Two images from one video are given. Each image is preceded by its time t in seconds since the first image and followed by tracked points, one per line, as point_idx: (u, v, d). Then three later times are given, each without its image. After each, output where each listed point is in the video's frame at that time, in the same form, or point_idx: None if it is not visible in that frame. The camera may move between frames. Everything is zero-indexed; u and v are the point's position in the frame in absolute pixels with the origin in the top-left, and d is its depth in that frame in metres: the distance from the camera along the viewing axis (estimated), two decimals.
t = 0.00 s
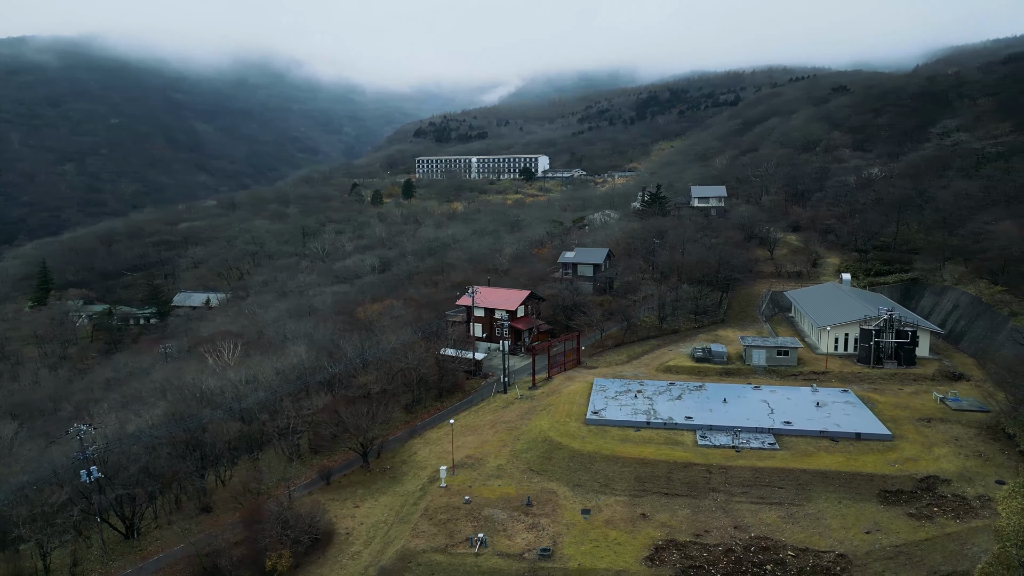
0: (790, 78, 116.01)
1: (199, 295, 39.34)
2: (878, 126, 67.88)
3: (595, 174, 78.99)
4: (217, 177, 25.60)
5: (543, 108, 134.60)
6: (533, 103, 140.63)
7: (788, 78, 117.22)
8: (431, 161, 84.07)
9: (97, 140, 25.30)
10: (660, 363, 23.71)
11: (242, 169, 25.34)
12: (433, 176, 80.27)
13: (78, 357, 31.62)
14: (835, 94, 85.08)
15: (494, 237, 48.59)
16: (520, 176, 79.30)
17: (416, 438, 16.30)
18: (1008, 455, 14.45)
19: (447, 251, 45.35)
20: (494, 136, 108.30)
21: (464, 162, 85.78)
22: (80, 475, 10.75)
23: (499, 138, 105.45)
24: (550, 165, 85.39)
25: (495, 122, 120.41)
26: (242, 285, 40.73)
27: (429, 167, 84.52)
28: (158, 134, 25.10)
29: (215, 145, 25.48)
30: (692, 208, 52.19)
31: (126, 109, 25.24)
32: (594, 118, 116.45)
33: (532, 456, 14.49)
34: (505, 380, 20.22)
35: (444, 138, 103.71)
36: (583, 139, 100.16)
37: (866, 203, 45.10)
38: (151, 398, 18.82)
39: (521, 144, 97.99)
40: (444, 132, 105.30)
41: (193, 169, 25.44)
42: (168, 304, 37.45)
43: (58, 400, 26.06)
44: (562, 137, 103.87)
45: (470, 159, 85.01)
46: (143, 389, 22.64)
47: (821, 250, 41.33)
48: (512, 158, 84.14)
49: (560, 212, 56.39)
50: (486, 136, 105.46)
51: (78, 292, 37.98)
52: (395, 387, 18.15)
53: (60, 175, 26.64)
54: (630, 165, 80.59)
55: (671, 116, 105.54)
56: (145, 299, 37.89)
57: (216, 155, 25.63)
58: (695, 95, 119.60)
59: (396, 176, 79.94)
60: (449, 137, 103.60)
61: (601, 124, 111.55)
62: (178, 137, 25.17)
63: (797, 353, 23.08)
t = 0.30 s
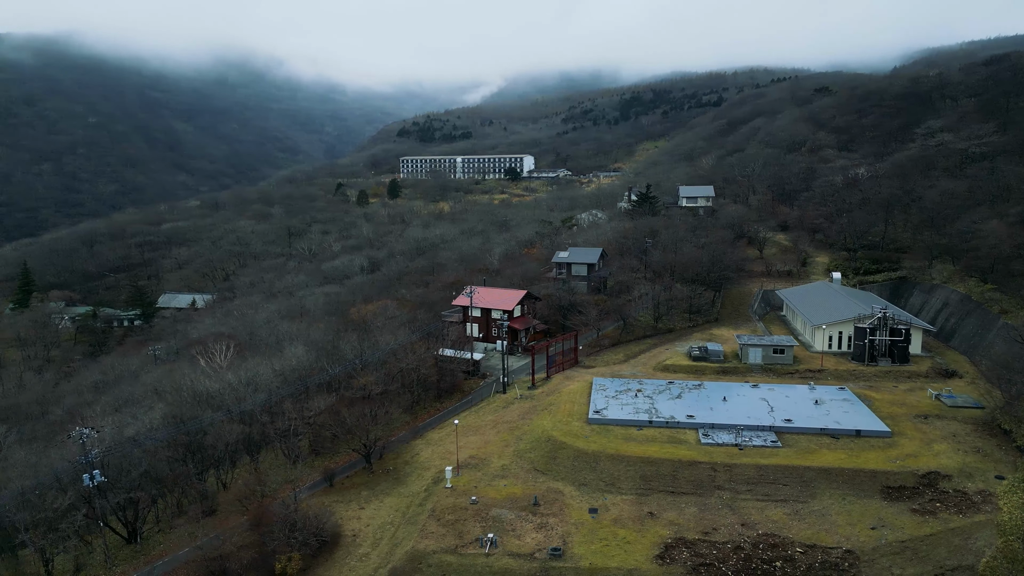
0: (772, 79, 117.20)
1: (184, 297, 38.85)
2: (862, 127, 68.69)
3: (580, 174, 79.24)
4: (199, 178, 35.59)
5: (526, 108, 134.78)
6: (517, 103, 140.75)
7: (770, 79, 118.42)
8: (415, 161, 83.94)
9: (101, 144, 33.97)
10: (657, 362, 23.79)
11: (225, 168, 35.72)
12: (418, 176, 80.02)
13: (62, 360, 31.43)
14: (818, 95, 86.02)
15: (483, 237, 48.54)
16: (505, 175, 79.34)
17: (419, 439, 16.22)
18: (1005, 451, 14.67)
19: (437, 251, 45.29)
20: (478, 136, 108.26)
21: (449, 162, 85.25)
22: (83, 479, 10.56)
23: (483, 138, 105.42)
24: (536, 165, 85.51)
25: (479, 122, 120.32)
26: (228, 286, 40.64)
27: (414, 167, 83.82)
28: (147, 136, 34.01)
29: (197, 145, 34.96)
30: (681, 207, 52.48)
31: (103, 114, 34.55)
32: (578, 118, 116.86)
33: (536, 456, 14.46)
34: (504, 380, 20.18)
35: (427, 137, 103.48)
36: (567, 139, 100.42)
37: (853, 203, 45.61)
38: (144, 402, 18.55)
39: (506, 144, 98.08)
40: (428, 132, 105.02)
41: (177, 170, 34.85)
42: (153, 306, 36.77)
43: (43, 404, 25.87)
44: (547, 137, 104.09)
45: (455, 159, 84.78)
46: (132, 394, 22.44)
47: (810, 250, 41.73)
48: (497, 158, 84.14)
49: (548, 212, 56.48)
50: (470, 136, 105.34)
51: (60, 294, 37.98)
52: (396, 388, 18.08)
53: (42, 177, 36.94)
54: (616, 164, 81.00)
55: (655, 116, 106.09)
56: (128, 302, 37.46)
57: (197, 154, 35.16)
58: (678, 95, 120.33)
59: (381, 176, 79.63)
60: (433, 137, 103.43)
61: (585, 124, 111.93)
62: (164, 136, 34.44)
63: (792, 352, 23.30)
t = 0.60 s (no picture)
0: (753, 80, 118.34)
1: (169, 299, 38.60)
2: (846, 127, 69.48)
3: (566, 174, 79.40)
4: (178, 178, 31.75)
5: (510, 108, 134.91)
6: (500, 103, 140.79)
7: (751, 80, 119.59)
8: (399, 162, 83.76)
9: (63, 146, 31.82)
10: (654, 361, 23.86)
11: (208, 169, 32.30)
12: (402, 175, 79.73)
13: (46, 364, 31.10)
14: (801, 96, 86.96)
15: (472, 237, 48.44)
16: (490, 175, 79.33)
17: (421, 439, 16.15)
18: (1001, 447, 14.88)
19: (427, 251, 45.16)
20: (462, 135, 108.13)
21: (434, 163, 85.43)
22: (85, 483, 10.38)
23: (467, 138, 105.26)
24: (521, 165, 85.54)
25: (462, 122, 120.07)
26: (214, 288, 40.30)
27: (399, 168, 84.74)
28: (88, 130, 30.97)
29: (177, 145, 31.52)
30: (669, 207, 52.78)
31: (80, 110, 31.20)
32: (562, 118, 117.12)
33: (540, 455, 14.43)
34: (503, 380, 20.13)
35: (411, 137, 103.14)
36: (552, 139, 100.56)
37: (839, 203, 46.10)
38: (137, 406, 18.26)
39: (490, 144, 98.07)
40: (411, 131, 104.75)
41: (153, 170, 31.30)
42: (137, 308, 36.35)
43: (27, 407, 25.60)
44: (531, 137, 104.20)
45: (440, 159, 84.69)
46: (121, 398, 22.25)
47: (799, 249, 42.13)
48: (483, 158, 84.03)
49: (537, 212, 56.55)
50: (454, 136, 105.19)
51: (41, 296, 38.14)
52: (396, 388, 17.98)
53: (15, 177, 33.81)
54: (601, 165, 81.31)
55: (639, 117, 106.57)
56: (112, 303, 37.06)
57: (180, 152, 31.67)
58: (661, 96, 121.01)
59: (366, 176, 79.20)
60: (417, 137, 103.11)
61: (569, 124, 112.28)
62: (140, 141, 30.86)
63: (788, 350, 23.48)
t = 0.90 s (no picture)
0: (735, 82, 119.45)
1: (155, 300, 37.85)
2: (831, 128, 70.22)
3: (551, 174, 79.56)
4: (156, 179, 42.95)
5: (493, 108, 134.99)
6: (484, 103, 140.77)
7: (733, 82, 120.67)
8: (384, 162, 84.00)
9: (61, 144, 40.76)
10: (651, 360, 23.93)
11: (185, 167, 43.27)
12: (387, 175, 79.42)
13: (31, 367, 30.75)
14: (785, 97, 87.85)
15: (462, 237, 48.32)
16: (476, 176, 79.26)
17: (423, 440, 16.05)
18: (998, 442, 15.10)
19: (416, 251, 45.05)
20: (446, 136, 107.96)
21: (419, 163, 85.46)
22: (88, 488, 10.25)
23: (451, 138, 105.03)
24: (506, 165, 85.55)
25: (446, 122, 119.86)
26: (200, 288, 39.42)
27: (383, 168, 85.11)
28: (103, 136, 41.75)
29: (155, 148, 42.29)
30: (657, 207, 53.00)
31: (56, 111, 41.11)
32: (546, 118, 117.35)
33: (544, 455, 14.39)
34: (502, 380, 20.09)
35: (394, 136, 102.78)
36: (537, 140, 100.69)
37: (827, 204, 46.59)
38: (130, 411, 17.95)
39: (475, 144, 98.05)
40: (394, 130, 104.45)
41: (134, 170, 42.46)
42: (121, 310, 35.62)
43: (12, 411, 25.31)
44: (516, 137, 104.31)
45: (425, 159, 84.52)
46: (109, 402, 22.03)
47: (787, 248, 42.52)
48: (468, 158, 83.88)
49: (525, 212, 56.59)
50: (438, 136, 105.00)
51: (24, 298, 36.73)
52: (398, 390, 17.89)
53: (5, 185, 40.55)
54: (586, 165, 81.62)
55: (624, 117, 107.08)
56: (95, 305, 36.17)
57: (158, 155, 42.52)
58: (644, 96, 121.70)
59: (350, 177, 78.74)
60: (401, 136, 102.82)
61: (553, 124, 112.59)
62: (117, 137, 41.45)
63: (783, 349, 23.66)
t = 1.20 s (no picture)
0: (718, 83, 120.28)
1: (138, 301, 37.79)
2: (816, 129, 70.90)
3: (536, 174, 79.61)
4: (137, 179, 35.45)
5: (476, 108, 134.78)
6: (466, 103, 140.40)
7: (715, 83, 121.52)
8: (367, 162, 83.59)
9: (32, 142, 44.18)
10: (648, 359, 24.02)
11: (165, 168, 34.46)
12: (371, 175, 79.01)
13: (14, 370, 30.28)
14: (768, 98, 88.60)
15: (450, 237, 48.19)
16: (460, 176, 79.02)
17: (425, 441, 15.98)
18: (994, 438, 15.34)
19: (406, 251, 44.86)
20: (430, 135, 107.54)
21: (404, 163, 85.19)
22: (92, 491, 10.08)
23: (435, 138, 104.64)
24: (491, 165, 85.45)
25: (429, 122, 119.40)
26: (185, 290, 39.44)
27: (367, 168, 84.98)
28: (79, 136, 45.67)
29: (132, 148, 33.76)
30: (645, 206, 53.14)
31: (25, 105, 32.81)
32: (530, 118, 117.39)
33: (548, 455, 14.37)
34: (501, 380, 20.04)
35: (377, 136, 102.23)
36: (521, 140, 100.71)
37: (814, 204, 47.05)
38: (121, 416, 17.68)
39: (459, 144, 97.82)
40: (378, 130, 103.95)
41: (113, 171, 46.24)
42: (105, 311, 35.45)
43: None
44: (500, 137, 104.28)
45: (409, 159, 84.30)
46: (94, 408, 21.68)
47: (776, 247, 42.87)
48: (453, 158, 83.58)
49: (513, 211, 56.55)
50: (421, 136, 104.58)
51: (3, 301, 37.14)
52: (398, 390, 17.82)
53: None
54: (570, 165, 81.78)
55: (608, 117, 107.38)
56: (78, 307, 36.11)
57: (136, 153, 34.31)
58: (627, 97, 122.23)
59: (334, 177, 78.16)
60: (384, 136, 102.25)
61: (537, 124, 112.64)
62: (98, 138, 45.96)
63: (778, 347, 23.86)
